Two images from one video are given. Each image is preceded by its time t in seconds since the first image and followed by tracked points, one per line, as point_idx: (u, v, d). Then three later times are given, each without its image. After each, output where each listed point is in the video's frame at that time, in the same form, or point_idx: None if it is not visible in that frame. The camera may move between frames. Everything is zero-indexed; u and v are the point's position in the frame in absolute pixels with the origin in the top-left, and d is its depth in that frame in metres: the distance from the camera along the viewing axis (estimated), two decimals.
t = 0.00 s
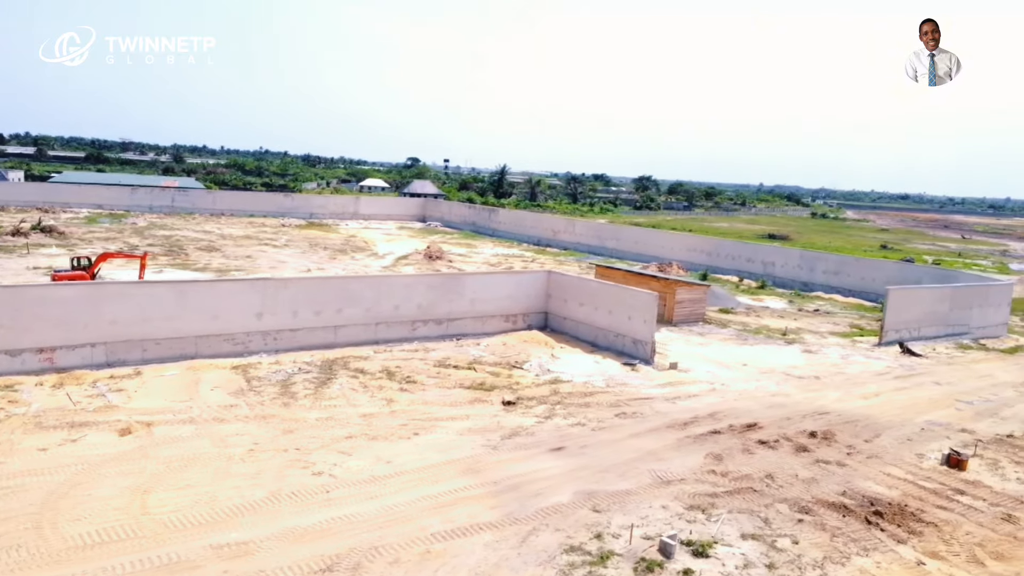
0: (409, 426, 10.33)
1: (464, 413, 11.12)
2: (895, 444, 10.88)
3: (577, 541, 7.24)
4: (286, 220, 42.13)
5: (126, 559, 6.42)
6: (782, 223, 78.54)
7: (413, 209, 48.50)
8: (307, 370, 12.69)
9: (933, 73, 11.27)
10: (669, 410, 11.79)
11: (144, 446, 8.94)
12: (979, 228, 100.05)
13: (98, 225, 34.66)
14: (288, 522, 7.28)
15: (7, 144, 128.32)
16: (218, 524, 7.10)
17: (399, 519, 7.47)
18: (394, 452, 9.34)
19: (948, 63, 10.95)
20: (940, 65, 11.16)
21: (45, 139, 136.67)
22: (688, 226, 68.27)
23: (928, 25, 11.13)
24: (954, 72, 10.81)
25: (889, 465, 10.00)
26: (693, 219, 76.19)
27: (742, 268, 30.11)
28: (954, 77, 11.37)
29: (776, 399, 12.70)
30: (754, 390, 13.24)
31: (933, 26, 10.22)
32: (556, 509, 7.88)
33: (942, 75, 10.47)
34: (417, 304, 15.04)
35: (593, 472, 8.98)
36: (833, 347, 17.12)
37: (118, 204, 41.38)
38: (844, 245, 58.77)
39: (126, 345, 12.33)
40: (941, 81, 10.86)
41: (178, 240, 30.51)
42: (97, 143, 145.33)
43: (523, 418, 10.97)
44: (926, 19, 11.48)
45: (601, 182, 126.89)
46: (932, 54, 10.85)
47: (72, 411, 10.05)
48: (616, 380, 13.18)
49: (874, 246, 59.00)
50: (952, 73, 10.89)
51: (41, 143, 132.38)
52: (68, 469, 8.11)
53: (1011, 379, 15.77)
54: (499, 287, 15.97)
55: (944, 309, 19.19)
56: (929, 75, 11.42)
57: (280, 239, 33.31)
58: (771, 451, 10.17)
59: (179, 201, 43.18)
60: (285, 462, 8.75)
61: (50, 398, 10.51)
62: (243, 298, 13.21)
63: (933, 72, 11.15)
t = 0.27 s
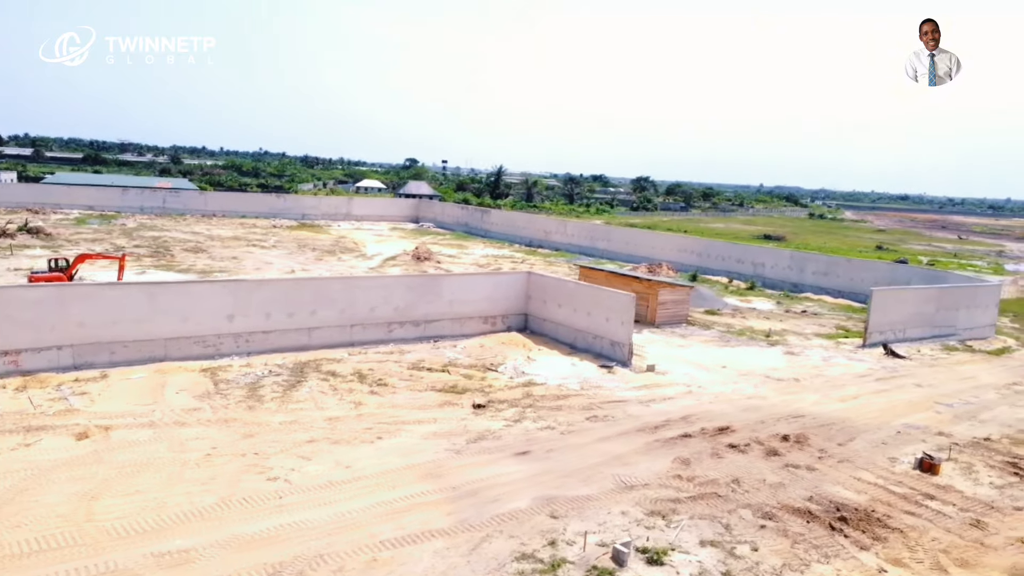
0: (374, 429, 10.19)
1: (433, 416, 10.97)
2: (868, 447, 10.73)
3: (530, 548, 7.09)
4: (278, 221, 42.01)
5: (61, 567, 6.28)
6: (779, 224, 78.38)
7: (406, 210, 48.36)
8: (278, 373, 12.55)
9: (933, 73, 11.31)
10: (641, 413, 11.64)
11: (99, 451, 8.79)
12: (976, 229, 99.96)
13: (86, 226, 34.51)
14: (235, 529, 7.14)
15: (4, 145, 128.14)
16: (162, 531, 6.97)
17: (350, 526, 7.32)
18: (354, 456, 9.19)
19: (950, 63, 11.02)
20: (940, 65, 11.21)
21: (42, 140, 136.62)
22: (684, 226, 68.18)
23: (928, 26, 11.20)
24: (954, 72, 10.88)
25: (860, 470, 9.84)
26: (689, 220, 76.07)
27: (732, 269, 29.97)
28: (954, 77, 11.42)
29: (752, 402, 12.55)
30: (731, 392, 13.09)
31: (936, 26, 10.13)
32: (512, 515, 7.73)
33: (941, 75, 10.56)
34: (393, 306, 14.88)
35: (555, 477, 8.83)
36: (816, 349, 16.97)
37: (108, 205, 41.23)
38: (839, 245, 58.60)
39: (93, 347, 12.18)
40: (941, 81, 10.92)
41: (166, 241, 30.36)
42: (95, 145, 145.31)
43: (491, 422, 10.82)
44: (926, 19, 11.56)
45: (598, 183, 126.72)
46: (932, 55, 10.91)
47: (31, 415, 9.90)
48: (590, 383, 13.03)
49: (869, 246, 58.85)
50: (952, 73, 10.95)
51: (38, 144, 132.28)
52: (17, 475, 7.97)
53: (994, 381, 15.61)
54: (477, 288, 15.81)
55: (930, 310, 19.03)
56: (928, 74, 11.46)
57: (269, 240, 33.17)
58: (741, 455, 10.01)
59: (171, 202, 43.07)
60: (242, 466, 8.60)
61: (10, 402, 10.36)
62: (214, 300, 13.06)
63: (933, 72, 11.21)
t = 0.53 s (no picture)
0: (339, 433, 10.02)
1: (401, 420, 10.79)
2: (843, 452, 10.55)
3: (484, 557, 6.92)
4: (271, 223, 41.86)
5: None
6: (776, 225, 78.20)
7: (400, 211, 48.21)
8: (248, 376, 12.38)
9: (933, 73, 11.38)
10: (615, 417, 11.46)
11: (54, 456, 8.63)
12: (976, 230, 99.73)
13: (76, 227, 34.35)
14: (182, 537, 6.99)
15: (3, 145, 128.09)
16: (107, 540, 6.82)
17: (301, 535, 7.17)
18: (315, 461, 9.03)
19: (950, 63, 11.07)
20: (940, 65, 11.27)
21: (42, 141, 136.46)
22: (681, 227, 67.98)
23: (928, 26, 11.26)
24: (954, 71, 10.94)
25: (832, 475, 9.65)
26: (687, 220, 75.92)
27: (724, 271, 29.80)
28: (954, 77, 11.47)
29: (729, 405, 12.36)
30: (709, 395, 12.90)
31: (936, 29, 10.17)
32: (469, 522, 7.57)
33: (941, 75, 10.63)
34: (370, 308, 14.70)
35: (518, 483, 8.66)
36: (800, 351, 16.79)
37: (100, 207, 41.08)
38: (836, 246, 58.43)
39: (61, 350, 12.02)
40: (941, 81, 10.98)
41: (154, 242, 30.20)
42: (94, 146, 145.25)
43: (460, 426, 10.65)
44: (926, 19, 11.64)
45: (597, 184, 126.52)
46: (932, 54, 10.97)
47: None
48: (566, 386, 12.86)
49: (865, 247, 58.67)
50: (952, 73, 11.00)
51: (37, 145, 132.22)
52: None
53: (979, 384, 15.43)
54: (457, 290, 15.63)
55: (918, 312, 18.84)
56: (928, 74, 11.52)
57: (259, 242, 32.99)
58: (712, 460, 9.83)
59: (163, 203, 42.99)
60: (198, 472, 8.44)
61: None
62: (186, 302, 12.90)
63: (933, 72, 11.27)
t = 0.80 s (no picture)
0: (304, 438, 9.83)
1: (370, 424, 10.61)
2: (820, 457, 10.34)
3: (435, 566, 6.74)
4: (265, 224, 41.71)
5: None
6: (776, 226, 77.96)
7: (396, 212, 48.08)
8: (220, 379, 12.21)
9: (932, 73, 11.09)
10: (589, 421, 11.26)
11: (8, 461, 8.47)
12: (977, 230, 99.33)
13: (67, 227, 34.22)
14: (127, 546, 6.83)
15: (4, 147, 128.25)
16: (49, 549, 6.66)
17: (250, 544, 6.99)
18: (275, 467, 8.85)
19: (950, 62, 10.78)
20: (940, 65, 10.98)
21: (43, 141, 136.54)
22: (679, 228, 67.71)
23: (927, 26, 11.01)
24: (954, 72, 10.64)
25: (806, 481, 9.45)
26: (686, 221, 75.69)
27: (717, 272, 29.59)
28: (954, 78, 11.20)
29: (708, 409, 12.15)
30: (688, 399, 12.70)
31: (933, 26, 9.81)
32: (425, 531, 7.38)
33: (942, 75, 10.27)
34: (348, 310, 14.53)
35: (481, 489, 8.47)
36: (787, 354, 16.56)
37: (94, 207, 40.95)
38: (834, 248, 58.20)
39: (30, 353, 11.86)
40: (941, 82, 10.64)
41: (145, 244, 30.06)
42: (96, 147, 145.33)
43: (430, 430, 10.46)
44: (924, 20, 11.40)
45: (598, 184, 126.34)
46: (932, 55, 10.67)
47: None
48: (543, 389, 12.66)
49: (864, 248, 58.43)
50: (952, 73, 10.72)
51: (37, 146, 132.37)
52: None
53: (966, 387, 15.20)
54: (437, 291, 15.45)
55: (908, 313, 18.62)
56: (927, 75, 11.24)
57: (250, 243, 32.83)
58: (684, 465, 9.63)
59: (158, 204, 42.93)
60: (153, 478, 8.27)
61: None
62: (158, 304, 12.73)
63: (933, 72, 10.97)
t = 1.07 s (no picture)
0: (268, 443, 9.64)
1: (339, 428, 10.42)
2: (797, 463, 10.11)
3: None
4: (260, 224, 41.58)
5: None
6: (776, 226, 77.64)
7: (393, 212, 47.90)
8: (192, 382, 12.02)
9: (933, 74, 11.06)
10: (564, 425, 11.04)
11: None
12: (980, 231, 98.86)
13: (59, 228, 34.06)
14: (69, 556, 6.65)
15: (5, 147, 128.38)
16: None
17: (196, 555, 6.82)
18: (234, 473, 8.65)
19: (949, 62, 10.75)
20: (940, 65, 10.96)
21: (45, 142, 136.76)
22: (679, 229, 67.45)
23: (928, 26, 10.99)
24: (955, 72, 10.61)
25: (780, 487, 9.22)
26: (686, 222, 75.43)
27: (711, 272, 29.34)
28: (954, 78, 11.16)
29: (687, 412, 11.93)
30: (668, 402, 12.48)
31: (934, 25, 9.94)
32: (379, 540, 7.19)
33: (942, 74, 10.24)
34: (326, 311, 14.34)
35: (444, 496, 8.28)
36: (773, 356, 16.33)
37: (88, 208, 40.86)
38: (834, 248, 57.91)
39: None
40: (941, 81, 10.65)
41: (135, 245, 29.89)
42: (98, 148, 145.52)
43: (399, 435, 10.27)
44: (925, 19, 11.68)
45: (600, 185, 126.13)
46: (932, 54, 10.64)
47: None
48: (520, 392, 12.46)
49: (865, 249, 58.11)
50: (952, 73, 10.69)
51: (39, 147, 132.60)
52: None
53: (955, 390, 14.95)
54: (418, 292, 15.25)
55: (898, 315, 18.37)
56: (928, 75, 11.21)
57: (243, 243, 32.68)
58: (655, 472, 9.41)
59: (152, 204, 42.72)
60: (107, 485, 8.09)
61: None
62: (130, 305, 12.55)
63: (933, 72, 10.95)
